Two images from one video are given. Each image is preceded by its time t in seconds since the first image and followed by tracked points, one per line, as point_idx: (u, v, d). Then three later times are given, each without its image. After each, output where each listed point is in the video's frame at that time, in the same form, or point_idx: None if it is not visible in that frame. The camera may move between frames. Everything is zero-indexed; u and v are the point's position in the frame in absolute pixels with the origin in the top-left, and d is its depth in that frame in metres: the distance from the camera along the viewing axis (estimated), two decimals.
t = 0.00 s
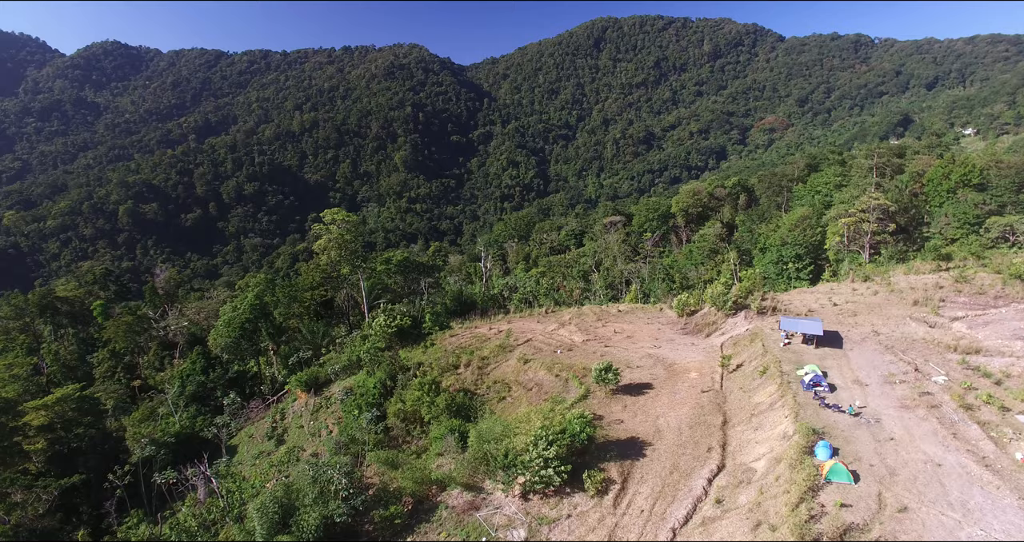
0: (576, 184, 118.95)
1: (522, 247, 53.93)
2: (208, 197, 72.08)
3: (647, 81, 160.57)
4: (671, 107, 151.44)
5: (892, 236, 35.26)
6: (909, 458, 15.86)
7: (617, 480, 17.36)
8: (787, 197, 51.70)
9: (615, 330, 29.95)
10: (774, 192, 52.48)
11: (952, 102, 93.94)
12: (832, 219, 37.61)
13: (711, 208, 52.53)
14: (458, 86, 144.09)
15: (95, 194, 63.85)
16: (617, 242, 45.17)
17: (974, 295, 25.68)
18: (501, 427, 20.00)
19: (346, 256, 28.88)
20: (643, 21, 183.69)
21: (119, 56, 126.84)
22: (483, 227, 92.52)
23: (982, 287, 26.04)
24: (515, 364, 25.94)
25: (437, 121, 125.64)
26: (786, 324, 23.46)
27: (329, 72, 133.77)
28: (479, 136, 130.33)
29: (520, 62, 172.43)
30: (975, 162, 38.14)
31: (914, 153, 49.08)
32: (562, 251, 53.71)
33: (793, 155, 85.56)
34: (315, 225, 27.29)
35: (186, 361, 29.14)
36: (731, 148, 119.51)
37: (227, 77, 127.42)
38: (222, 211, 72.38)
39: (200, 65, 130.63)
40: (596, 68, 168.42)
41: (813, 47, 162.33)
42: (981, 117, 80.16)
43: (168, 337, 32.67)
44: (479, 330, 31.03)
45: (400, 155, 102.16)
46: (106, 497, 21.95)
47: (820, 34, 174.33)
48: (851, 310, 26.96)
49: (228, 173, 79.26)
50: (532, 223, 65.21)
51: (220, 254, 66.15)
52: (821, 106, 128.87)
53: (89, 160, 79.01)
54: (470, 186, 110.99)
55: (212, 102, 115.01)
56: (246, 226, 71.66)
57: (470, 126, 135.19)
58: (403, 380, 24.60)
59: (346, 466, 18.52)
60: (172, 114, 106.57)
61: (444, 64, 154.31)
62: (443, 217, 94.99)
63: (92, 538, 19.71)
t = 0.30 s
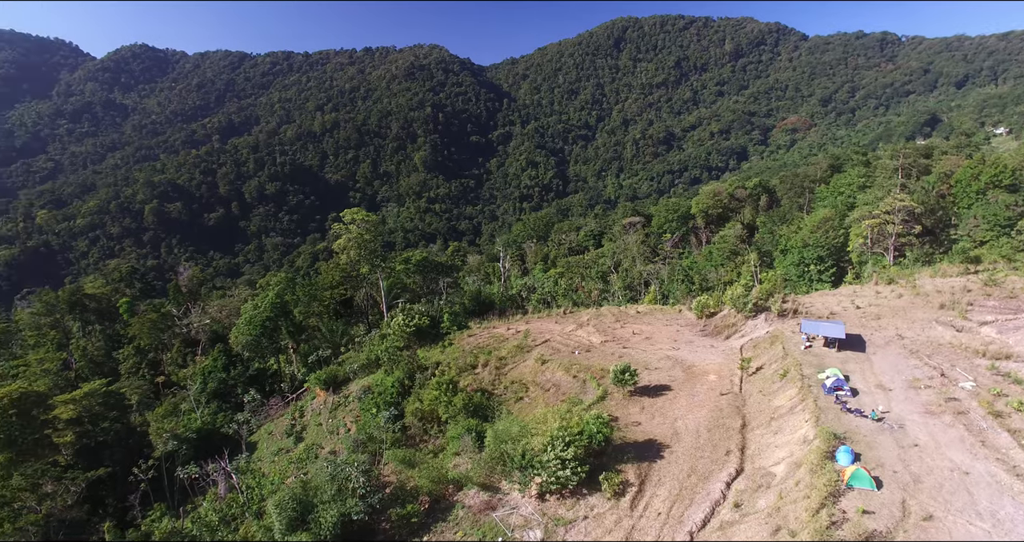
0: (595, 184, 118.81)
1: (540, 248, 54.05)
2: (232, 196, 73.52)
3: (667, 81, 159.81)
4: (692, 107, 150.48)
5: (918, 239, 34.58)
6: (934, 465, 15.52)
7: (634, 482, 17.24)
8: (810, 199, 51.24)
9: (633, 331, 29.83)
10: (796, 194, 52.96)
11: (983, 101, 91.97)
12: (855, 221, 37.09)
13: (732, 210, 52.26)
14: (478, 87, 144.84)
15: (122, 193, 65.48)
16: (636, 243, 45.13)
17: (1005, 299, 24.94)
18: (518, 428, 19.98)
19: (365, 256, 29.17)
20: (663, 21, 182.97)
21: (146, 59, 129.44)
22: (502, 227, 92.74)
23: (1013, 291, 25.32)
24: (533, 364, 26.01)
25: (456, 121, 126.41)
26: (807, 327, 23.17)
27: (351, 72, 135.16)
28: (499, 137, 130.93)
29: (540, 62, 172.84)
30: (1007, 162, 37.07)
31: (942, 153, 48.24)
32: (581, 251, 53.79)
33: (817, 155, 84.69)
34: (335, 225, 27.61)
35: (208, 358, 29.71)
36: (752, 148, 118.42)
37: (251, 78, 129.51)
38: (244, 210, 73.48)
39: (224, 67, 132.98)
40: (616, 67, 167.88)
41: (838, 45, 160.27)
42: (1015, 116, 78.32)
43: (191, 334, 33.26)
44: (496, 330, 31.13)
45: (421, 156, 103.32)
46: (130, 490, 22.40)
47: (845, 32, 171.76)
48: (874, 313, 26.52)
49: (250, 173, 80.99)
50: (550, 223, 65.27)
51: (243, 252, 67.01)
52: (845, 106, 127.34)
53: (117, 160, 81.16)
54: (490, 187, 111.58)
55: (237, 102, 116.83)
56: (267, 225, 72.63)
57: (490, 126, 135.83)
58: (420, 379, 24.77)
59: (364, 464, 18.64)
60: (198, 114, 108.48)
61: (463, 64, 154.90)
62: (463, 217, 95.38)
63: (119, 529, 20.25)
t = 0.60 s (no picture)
0: (614, 184, 118.37)
1: (559, 248, 54.07)
2: (252, 195, 74.69)
3: (687, 81, 158.77)
4: (712, 107, 149.33)
5: (944, 240, 33.91)
6: (960, 472, 15.26)
7: (651, 483, 17.18)
8: (833, 200, 50.65)
9: (651, 332, 29.68)
10: (818, 195, 52.49)
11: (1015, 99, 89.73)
12: (879, 222, 36.58)
13: (752, 210, 51.86)
14: (496, 87, 145.15)
15: (147, 192, 66.63)
16: (655, 243, 44.93)
17: None
18: (535, 428, 20.01)
19: (383, 254, 29.42)
20: (683, 21, 181.90)
21: (172, 60, 132.13)
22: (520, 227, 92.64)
23: None
24: (550, 364, 26.02)
25: (474, 121, 126.81)
26: (829, 329, 22.89)
27: (370, 73, 136.29)
28: (517, 137, 131.12)
29: (558, 62, 172.69)
30: None
31: (971, 153, 47.36)
32: (600, 252, 53.69)
33: (841, 155, 83.42)
34: (354, 224, 27.87)
35: (228, 355, 30.20)
36: (773, 149, 117.13)
37: (272, 78, 131.13)
38: (265, 209, 74.51)
39: (246, 68, 134.52)
40: (635, 67, 167.06)
41: (862, 44, 157.81)
42: None
43: (212, 331, 33.70)
44: (514, 330, 31.13)
45: (439, 156, 103.80)
46: (152, 483, 22.88)
47: (869, 29, 169.01)
48: (898, 315, 26.10)
49: (270, 172, 82.14)
50: (569, 223, 65.18)
51: (263, 251, 67.57)
52: (869, 106, 125.57)
53: (142, 160, 82.89)
54: (507, 187, 111.75)
55: (259, 103, 118.47)
56: (287, 224, 73.53)
57: (508, 126, 136.06)
58: (438, 378, 24.90)
59: (382, 461, 18.79)
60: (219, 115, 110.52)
61: (482, 64, 155.28)
62: (481, 217, 95.56)
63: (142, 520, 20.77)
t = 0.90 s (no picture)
0: (630, 185, 118.01)
1: (574, 248, 54.07)
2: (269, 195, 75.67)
3: (704, 81, 157.79)
4: (730, 107, 148.19)
5: (968, 242, 33.36)
6: (983, 478, 15.02)
7: (666, 485, 17.10)
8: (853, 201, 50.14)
9: (667, 333, 29.53)
10: (838, 195, 52.06)
11: None
12: (900, 223, 36.14)
13: (770, 211, 51.54)
14: (512, 87, 145.30)
15: (168, 192, 67.64)
16: (671, 243, 44.73)
17: None
18: (550, 428, 20.02)
19: (399, 253, 29.65)
20: (700, 20, 180.85)
21: (194, 62, 134.35)
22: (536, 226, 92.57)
23: None
24: (566, 364, 26.04)
25: (491, 121, 127.12)
26: (848, 331, 22.66)
27: (387, 74, 137.19)
28: (534, 137, 131.23)
29: (575, 62, 172.47)
30: None
31: (998, 153, 46.46)
32: (616, 252, 53.57)
33: (861, 155, 82.24)
34: (371, 223, 28.11)
35: (245, 353, 30.63)
36: (792, 149, 115.90)
37: (291, 79, 132.51)
38: (283, 209, 75.34)
39: (266, 69, 136.21)
40: (652, 67, 166.35)
41: (884, 42, 155.53)
42: None
43: (230, 328, 34.14)
44: (530, 330, 31.11)
45: (456, 156, 104.20)
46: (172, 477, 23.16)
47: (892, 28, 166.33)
48: (920, 318, 25.72)
49: (288, 172, 83.08)
50: (584, 223, 65.06)
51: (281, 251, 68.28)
52: (891, 106, 123.85)
53: (164, 160, 84.29)
54: (524, 187, 111.85)
55: (278, 103, 119.83)
56: (305, 224, 74.29)
57: (524, 126, 136.18)
58: (453, 377, 25.01)
59: (397, 460, 18.92)
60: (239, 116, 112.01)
61: (499, 64, 155.66)
62: (497, 217, 95.68)
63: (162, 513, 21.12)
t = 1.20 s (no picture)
0: (648, 186, 117.46)
1: (591, 248, 54.05)
2: (288, 195, 76.54)
3: (722, 81, 156.48)
4: (749, 107, 146.85)
5: (994, 243, 32.74)
6: (1010, 485, 14.77)
7: (682, 486, 17.03)
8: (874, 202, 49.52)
9: (684, 334, 29.39)
10: (858, 196, 51.49)
11: None
12: (923, 223, 35.61)
13: (790, 212, 51.12)
14: (529, 87, 145.26)
15: (189, 191, 68.74)
16: (688, 244, 44.48)
17: None
18: (566, 428, 20.04)
19: (416, 252, 29.87)
20: (719, 20, 179.34)
21: (215, 64, 136.41)
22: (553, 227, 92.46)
23: None
24: (582, 364, 26.05)
25: (508, 122, 127.21)
26: (870, 333, 22.40)
27: (405, 74, 137.92)
28: (551, 137, 131.07)
29: (592, 62, 171.92)
30: None
31: None
32: (632, 252, 53.35)
33: (883, 156, 81.00)
34: (389, 223, 28.34)
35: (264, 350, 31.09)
36: (812, 149, 114.42)
37: (309, 80, 133.74)
38: (301, 208, 76.15)
39: (285, 70, 137.73)
40: (670, 67, 165.36)
41: (907, 41, 152.79)
42: None
43: (249, 326, 34.62)
44: (546, 330, 31.12)
45: (473, 157, 104.46)
46: (192, 472, 23.60)
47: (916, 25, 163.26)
48: (944, 320, 25.28)
49: (307, 172, 83.95)
50: (600, 224, 64.91)
51: (300, 250, 69.05)
52: (915, 106, 121.76)
53: (186, 161, 85.67)
54: (541, 187, 111.79)
55: (297, 104, 121.05)
56: (324, 223, 75.03)
57: (541, 126, 136.05)
58: (470, 376, 25.16)
59: (413, 458, 19.09)
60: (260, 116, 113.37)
61: (516, 64, 155.76)
62: (514, 218, 95.75)
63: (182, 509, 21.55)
